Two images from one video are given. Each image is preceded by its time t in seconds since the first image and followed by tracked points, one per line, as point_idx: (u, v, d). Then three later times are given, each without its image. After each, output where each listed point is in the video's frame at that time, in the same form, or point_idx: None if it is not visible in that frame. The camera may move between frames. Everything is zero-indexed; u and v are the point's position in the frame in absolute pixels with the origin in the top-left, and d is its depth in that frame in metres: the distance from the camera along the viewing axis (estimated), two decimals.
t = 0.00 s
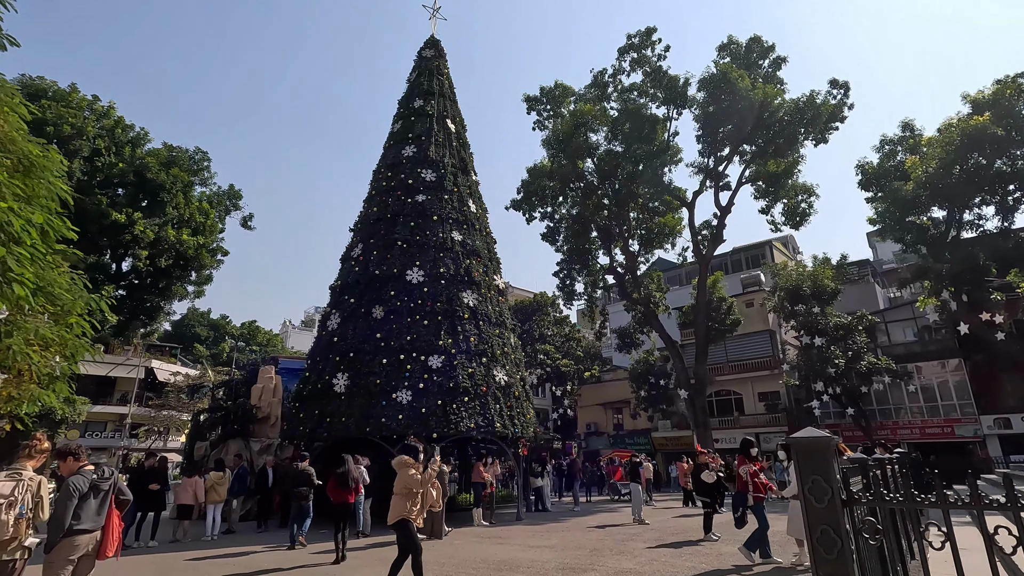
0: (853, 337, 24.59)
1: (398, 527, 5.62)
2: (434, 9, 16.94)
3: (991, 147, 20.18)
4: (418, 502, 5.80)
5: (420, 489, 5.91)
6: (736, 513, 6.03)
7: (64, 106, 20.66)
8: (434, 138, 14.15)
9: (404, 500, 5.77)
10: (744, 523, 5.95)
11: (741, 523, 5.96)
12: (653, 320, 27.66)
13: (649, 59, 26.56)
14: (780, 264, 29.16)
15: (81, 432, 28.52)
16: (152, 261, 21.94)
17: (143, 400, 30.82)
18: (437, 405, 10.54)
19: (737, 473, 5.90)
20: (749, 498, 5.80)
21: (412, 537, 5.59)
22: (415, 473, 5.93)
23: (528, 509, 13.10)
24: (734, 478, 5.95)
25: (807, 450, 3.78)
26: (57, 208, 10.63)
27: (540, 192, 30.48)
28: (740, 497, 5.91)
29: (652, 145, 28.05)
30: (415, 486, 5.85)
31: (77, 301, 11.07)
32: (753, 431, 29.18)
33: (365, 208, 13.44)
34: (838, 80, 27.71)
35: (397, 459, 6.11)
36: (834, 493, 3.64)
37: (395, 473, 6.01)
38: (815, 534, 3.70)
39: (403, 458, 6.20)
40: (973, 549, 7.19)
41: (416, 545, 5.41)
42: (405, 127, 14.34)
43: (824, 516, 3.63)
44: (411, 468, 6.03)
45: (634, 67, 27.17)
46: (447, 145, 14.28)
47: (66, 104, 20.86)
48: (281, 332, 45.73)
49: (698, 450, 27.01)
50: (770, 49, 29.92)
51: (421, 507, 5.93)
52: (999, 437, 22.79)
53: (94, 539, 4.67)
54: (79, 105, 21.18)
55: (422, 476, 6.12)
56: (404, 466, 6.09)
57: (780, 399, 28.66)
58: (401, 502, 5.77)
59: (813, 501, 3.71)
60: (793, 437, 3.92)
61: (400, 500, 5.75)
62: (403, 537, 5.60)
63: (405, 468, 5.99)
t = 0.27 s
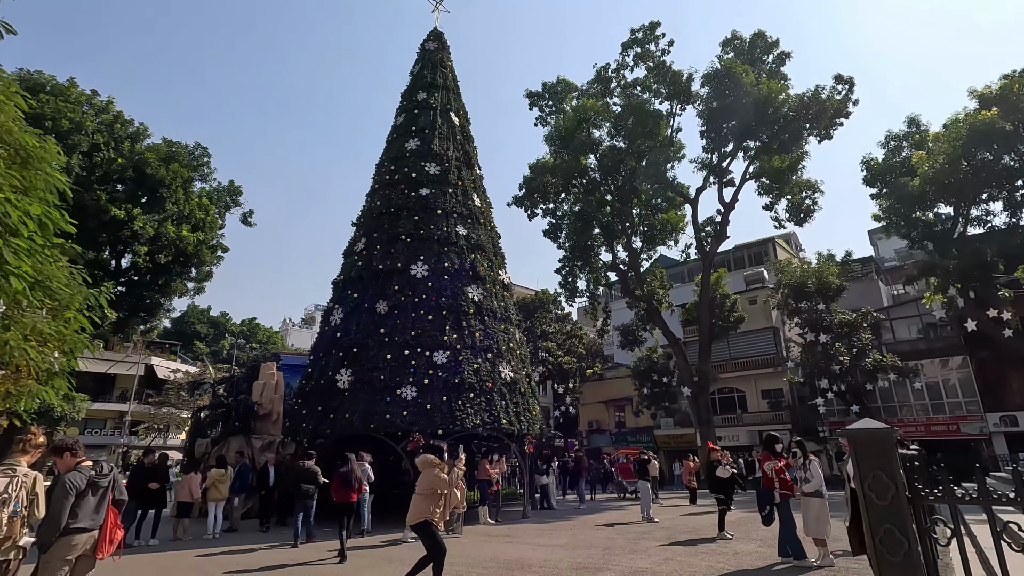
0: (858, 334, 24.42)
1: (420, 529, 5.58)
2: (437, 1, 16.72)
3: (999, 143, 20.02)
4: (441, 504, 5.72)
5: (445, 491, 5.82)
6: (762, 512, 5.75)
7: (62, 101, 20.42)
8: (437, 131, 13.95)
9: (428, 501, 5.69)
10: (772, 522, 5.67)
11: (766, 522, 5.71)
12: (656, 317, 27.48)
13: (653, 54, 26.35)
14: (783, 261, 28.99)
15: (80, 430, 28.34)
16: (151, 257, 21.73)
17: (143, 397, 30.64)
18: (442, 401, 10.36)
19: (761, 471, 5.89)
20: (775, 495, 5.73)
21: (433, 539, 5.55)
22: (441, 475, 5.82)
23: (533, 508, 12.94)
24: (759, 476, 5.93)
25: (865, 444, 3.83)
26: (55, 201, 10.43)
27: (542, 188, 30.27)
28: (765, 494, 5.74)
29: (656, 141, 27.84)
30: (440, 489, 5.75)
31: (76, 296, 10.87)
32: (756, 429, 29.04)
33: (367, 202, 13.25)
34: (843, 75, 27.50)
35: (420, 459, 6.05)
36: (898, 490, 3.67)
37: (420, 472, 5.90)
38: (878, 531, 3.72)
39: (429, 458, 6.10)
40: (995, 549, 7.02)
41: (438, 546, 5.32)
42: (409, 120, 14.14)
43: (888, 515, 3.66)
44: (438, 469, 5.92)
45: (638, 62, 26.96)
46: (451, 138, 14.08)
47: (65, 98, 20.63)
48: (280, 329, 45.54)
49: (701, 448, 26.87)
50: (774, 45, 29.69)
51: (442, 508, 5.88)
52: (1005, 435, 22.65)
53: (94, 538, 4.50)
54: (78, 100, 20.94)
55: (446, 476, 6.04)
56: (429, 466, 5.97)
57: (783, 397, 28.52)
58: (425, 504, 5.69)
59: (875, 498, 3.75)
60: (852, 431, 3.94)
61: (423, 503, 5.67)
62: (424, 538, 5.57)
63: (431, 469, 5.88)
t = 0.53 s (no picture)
0: (862, 332, 24.27)
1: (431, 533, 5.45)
2: None
3: (1006, 140, 19.85)
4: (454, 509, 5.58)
5: (458, 496, 5.66)
6: (785, 515, 5.54)
7: (58, 94, 20.12)
8: (440, 124, 13.73)
9: (441, 506, 5.54)
10: (794, 525, 5.47)
11: (787, 525, 5.50)
12: (657, 315, 27.31)
13: (656, 49, 26.13)
14: (786, 258, 28.83)
15: (77, 427, 28.10)
16: (149, 253, 21.46)
17: (140, 394, 30.40)
18: (446, 399, 10.16)
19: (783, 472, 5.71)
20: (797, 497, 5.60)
21: (442, 546, 5.43)
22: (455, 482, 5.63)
23: (537, 507, 12.77)
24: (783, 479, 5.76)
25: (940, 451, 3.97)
26: (50, 193, 10.18)
27: (543, 184, 30.04)
28: (788, 496, 5.56)
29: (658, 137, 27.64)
30: (453, 494, 5.59)
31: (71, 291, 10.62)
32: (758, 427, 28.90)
33: (369, 196, 13.02)
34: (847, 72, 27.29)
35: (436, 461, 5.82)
36: (975, 499, 3.84)
37: (435, 475, 5.71)
38: (954, 544, 3.87)
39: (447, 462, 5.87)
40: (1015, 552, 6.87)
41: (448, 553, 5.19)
42: (411, 113, 13.90)
43: (966, 524, 3.81)
44: (453, 475, 5.72)
45: (641, 57, 26.74)
46: (454, 132, 13.86)
47: (61, 91, 20.32)
48: (279, 326, 45.26)
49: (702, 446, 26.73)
50: (778, 41, 29.46)
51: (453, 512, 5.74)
52: (1009, 434, 22.55)
53: (86, 544, 4.29)
54: (74, 93, 20.64)
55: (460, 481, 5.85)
56: (445, 469, 5.76)
57: (785, 395, 28.40)
58: (437, 509, 5.52)
59: (950, 507, 3.92)
60: (925, 435, 4.09)
61: (436, 507, 5.53)
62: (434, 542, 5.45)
63: (446, 474, 5.67)
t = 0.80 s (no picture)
0: (862, 330, 24.22)
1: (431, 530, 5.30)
2: None
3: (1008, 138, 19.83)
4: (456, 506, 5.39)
5: (461, 493, 5.47)
6: (804, 514, 5.42)
7: (52, 87, 19.79)
8: (442, 118, 13.53)
9: (443, 502, 5.36)
10: (813, 525, 5.35)
11: (806, 525, 5.38)
12: (657, 313, 27.19)
13: (657, 45, 25.97)
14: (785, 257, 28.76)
15: (71, 424, 27.79)
16: (144, 249, 21.16)
17: (135, 391, 30.10)
18: (448, 396, 9.99)
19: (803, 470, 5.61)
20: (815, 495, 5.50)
21: (443, 543, 5.26)
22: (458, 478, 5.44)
23: (539, 506, 12.65)
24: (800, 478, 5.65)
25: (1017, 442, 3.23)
26: (44, 185, 9.94)
27: (542, 181, 29.86)
28: (807, 495, 5.44)
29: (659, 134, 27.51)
30: (456, 490, 5.40)
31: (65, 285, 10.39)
32: (757, 426, 28.85)
33: (370, 190, 12.83)
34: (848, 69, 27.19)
35: (440, 455, 5.66)
36: None
37: (438, 469, 5.54)
38: None
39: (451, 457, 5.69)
40: None
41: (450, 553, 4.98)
42: (412, 107, 13.70)
43: None
44: (456, 470, 5.53)
45: (642, 53, 26.58)
46: (456, 125, 13.67)
47: (55, 84, 19.98)
48: (274, 323, 44.93)
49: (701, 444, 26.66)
50: (778, 38, 29.33)
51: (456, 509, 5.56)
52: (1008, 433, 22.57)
53: (81, 545, 4.10)
54: (68, 86, 20.31)
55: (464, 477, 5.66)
56: (448, 464, 5.58)
57: (784, 394, 28.38)
58: (439, 505, 5.35)
59: None
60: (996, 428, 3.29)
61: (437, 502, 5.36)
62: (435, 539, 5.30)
63: (449, 469, 5.48)
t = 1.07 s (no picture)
0: (861, 328, 24.25)
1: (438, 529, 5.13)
2: None
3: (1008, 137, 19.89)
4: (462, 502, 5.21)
5: (466, 489, 5.27)
6: (823, 513, 5.32)
7: (45, 79, 19.44)
8: (443, 111, 13.34)
9: (447, 499, 5.18)
10: (832, 524, 5.25)
11: (825, 525, 5.28)
12: (656, 310, 27.11)
13: (657, 41, 25.84)
14: (784, 255, 28.74)
15: (63, 421, 27.45)
16: (138, 243, 20.84)
17: (128, 387, 29.78)
18: (451, 393, 9.83)
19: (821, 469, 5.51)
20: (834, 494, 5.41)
21: (449, 541, 5.08)
22: (461, 472, 5.25)
23: (541, 503, 12.56)
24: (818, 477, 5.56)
25: None
26: (37, 177, 9.70)
27: (541, 177, 29.70)
28: (826, 495, 5.34)
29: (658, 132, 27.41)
30: (460, 486, 5.21)
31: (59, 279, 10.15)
32: (755, 424, 28.85)
33: (370, 184, 12.64)
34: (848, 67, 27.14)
35: (440, 451, 5.48)
36: None
37: (439, 465, 5.37)
38: None
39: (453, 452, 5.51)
40: None
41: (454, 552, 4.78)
42: (413, 99, 13.49)
43: None
44: (458, 465, 5.34)
45: (642, 49, 26.47)
46: (457, 119, 13.48)
47: (47, 76, 19.62)
48: (269, 320, 44.56)
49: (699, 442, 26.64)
50: (778, 36, 29.23)
51: (463, 505, 5.36)
52: (1005, 431, 22.68)
53: (80, 549, 3.93)
54: (60, 79, 19.94)
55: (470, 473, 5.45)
56: (450, 460, 5.40)
57: (782, 392, 28.44)
58: (444, 502, 5.17)
59: None
60: None
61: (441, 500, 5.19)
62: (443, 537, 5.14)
63: (451, 464, 5.31)
